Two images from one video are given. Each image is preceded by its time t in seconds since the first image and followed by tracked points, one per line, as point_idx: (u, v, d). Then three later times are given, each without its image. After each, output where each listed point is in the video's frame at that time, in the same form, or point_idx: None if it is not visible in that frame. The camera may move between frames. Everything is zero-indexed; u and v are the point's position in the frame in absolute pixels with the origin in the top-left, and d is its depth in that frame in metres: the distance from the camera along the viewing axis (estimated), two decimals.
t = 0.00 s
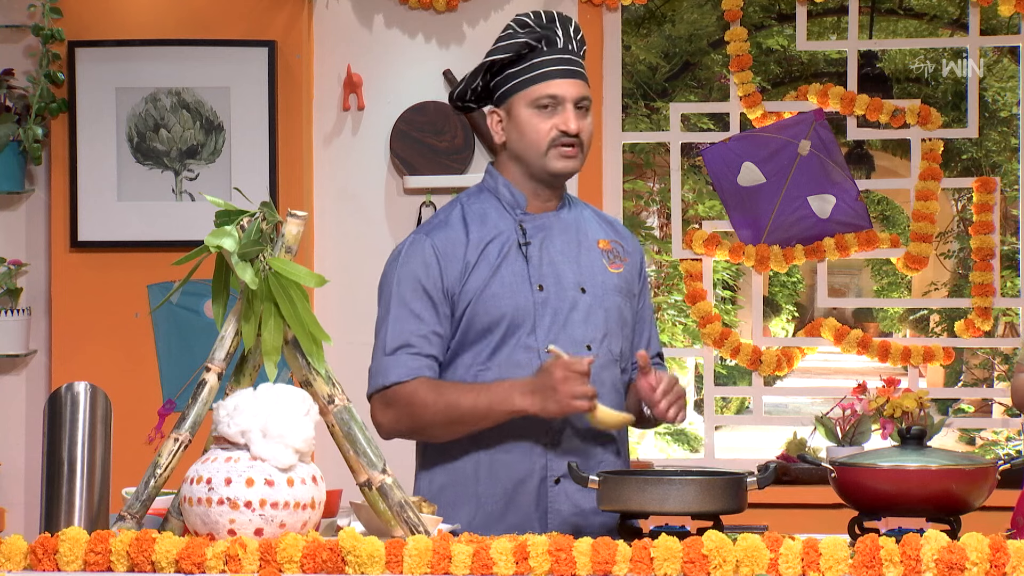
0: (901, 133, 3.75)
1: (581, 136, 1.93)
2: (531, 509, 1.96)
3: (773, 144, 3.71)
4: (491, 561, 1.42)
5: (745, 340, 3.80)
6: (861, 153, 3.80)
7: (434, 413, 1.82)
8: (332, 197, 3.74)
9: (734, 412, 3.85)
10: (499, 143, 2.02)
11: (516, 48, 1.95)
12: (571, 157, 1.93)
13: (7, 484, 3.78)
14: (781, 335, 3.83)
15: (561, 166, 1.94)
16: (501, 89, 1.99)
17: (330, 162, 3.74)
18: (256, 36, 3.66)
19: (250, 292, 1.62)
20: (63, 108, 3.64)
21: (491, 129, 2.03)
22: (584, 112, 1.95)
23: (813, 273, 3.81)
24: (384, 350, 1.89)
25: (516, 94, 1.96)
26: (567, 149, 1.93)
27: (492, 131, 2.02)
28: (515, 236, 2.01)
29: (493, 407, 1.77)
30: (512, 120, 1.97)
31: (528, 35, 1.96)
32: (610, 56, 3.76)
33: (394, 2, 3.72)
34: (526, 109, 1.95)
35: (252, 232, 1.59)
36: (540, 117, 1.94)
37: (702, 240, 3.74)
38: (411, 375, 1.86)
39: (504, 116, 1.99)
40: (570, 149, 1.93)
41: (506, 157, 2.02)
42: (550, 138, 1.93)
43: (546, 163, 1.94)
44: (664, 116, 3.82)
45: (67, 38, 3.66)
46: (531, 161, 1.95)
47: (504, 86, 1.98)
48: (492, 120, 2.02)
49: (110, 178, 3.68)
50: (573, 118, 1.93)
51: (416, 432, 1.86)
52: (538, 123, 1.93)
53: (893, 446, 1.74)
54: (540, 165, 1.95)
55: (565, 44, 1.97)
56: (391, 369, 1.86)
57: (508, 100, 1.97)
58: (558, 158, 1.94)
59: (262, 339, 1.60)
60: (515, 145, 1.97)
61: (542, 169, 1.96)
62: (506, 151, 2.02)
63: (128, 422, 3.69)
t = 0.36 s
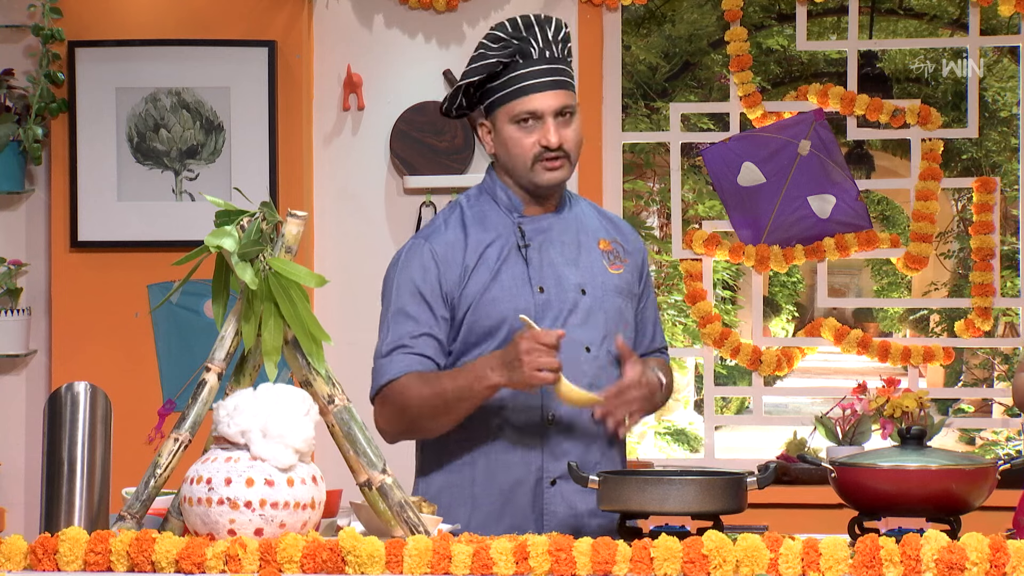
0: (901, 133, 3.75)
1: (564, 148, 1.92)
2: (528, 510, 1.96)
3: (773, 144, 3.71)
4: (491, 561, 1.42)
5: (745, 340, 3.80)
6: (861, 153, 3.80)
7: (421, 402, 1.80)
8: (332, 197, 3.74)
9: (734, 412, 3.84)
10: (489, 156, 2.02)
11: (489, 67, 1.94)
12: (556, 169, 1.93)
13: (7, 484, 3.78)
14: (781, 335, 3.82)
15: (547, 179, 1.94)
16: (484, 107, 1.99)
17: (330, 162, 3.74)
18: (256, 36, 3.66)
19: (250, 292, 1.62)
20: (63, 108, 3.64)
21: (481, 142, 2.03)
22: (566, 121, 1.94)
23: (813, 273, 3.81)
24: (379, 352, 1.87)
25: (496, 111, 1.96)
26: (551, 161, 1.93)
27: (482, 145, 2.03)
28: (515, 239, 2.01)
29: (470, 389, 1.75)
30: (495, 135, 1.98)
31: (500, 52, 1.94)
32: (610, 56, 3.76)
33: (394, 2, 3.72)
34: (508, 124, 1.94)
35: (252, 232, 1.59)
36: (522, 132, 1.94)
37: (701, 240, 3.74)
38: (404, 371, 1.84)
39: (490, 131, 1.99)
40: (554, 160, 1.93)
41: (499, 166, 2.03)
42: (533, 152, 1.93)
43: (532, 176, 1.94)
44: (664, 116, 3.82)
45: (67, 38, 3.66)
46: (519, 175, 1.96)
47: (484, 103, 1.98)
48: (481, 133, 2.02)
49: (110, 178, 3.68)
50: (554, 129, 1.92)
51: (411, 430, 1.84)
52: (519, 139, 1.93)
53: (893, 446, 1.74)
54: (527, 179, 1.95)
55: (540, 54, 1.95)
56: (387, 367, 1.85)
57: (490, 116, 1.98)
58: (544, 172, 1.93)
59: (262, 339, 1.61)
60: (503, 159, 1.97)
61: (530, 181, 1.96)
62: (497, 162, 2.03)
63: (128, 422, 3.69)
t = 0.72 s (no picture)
0: (901, 132, 3.75)
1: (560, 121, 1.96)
2: (528, 510, 1.95)
3: (773, 144, 3.71)
4: (491, 561, 1.42)
5: (745, 340, 3.80)
6: (861, 153, 3.80)
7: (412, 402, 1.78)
8: (332, 197, 3.74)
9: (734, 412, 3.85)
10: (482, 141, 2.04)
11: (489, 37, 2.00)
12: (552, 141, 1.96)
13: (7, 484, 3.78)
14: (781, 335, 3.82)
15: (542, 152, 1.96)
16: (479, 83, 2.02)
17: (330, 162, 3.74)
18: (256, 36, 3.66)
19: (250, 292, 1.62)
20: (63, 108, 3.64)
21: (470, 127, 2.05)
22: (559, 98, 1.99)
23: (813, 273, 3.81)
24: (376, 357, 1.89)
25: (491, 85, 2.00)
26: (548, 135, 1.96)
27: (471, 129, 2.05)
28: (502, 236, 2.01)
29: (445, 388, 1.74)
30: (488, 112, 2.00)
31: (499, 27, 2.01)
32: (610, 56, 3.75)
33: (394, 2, 3.71)
34: (504, 99, 1.98)
35: (252, 232, 1.59)
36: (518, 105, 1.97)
37: (702, 240, 3.74)
38: (398, 378, 1.84)
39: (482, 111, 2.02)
40: (550, 134, 1.96)
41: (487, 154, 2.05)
42: (530, 126, 1.96)
43: (528, 149, 1.96)
44: (664, 116, 3.82)
45: (67, 38, 3.66)
46: (513, 149, 1.98)
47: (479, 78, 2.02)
48: (472, 118, 2.05)
49: (110, 178, 3.68)
50: (553, 104, 1.97)
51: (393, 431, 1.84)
52: (516, 111, 1.97)
53: (893, 446, 1.74)
54: (521, 152, 1.97)
55: (534, 35, 2.01)
56: (380, 374, 1.86)
57: (483, 92, 2.01)
58: (540, 144, 1.96)
59: (263, 339, 1.60)
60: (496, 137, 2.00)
61: (522, 156, 1.97)
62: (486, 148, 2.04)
63: (128, 422, 3.69)
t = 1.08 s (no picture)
0: (901, 133, 3.75)
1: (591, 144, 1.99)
2: (527, 510, 1.95)
3: (773, 144, 3.71)
4: (491, 561, 1.42)
5: (745, 340, 3.80)
6: (861, 153, 3.80)
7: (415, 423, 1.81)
8: (332, 197, 3.74)
9: (734, 412, 3.85)
10: (503, 140, 2.00)
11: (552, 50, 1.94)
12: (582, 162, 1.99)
13: (7, 484, 3.78)
14: (781, 335, 3.82)
15: (569, 170, 1.99)
16: (528, 87, 1.96)
17: (330, 162, 3.74)
18: (256, 36, 3.66)
19: (250, 292, 1.62)
20: (63, 108, 3.64)
21: (495, 123, 2.00)
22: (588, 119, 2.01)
23: (813, 273, 3.81)
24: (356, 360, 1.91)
25: (537, 94, 1.96)
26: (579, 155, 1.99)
27: (496, 126, 1.99)
28: (495, 238, 2.01)
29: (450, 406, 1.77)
30: (524, 119, 1.97)
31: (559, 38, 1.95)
32: (610, 56, 3.76)
33: (394, 2, 3.71)
34: (545, 112, 1.96)
35: (251, 232, 1.59)
36: (557, 121, 1.97)
37: (702, 240, 3.75)
38: (380, 385, 1.88)
39: (517, 113, 1.98)
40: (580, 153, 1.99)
41: (501, 154, 2.02)
42: (564, 144, 1.97)
43: (556, 166, 1.98)
44: (664, 116, 3.82)
45: (67, 38, 3.66)
46: (541, 162, 1.98)
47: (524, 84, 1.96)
48: (497, 114, 1.99)
49: (110, 178, 3.68)
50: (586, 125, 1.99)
51: (381, 441, 1.87)
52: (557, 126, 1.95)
53: (893, 446, 1.74)
54: (549, 167, 1.99)
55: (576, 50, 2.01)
56: (362, 379, 1.89)
57: (524, 98, 1.97)
58: (569, 163, 1.98)
59: (262, 339, 1.60)
60: (526, 144, 1.98)
61: (549, 171, 1.99)
62: (504, 150, 2.01)
63: (128, 422, 3.69)
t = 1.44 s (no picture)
0: (901, 133, 3.75)
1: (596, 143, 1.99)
2: (524, 509, 1.96)
3: (773, 144, 3.71)
4: (491, 561, 1.42)
5: (745, 340, 3.80)
6: (861, 153, 3.80)
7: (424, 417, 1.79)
8: (332, 197, 3.74)
9: (734, 412, 3.85)
10: (507, 145, 2.00)
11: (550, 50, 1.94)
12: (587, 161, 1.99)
13: (7, 484, 3.78)
14: (781, 335, 3.82)
15: (575, 170, 1.99)
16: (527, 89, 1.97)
17: (330, 162, 3.74)
18: (256, 36, 3.66)
19: (250, 292, 1.62)
20: (63, 108, 3.64)
21: (499, 129, 2.00)
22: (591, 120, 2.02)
23: (813, 273, 3.81)
24: (366, 355, 1.89)
25: (539, 95, 1.96)
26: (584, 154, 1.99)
27: (500, 131, 1.99)
28: (498, 237, 2.01)
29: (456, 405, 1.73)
30: (529, 120, 1.97)
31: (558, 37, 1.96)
32: (610, 56, 3.76)
33: (394, 2, 3.72)
34: (548, 113, 1.96)
35: (252, 232, 1.59)
36: (559, 121, 1.97)
37: (702, 240, 3.75)
38: (393, 379, 1.85)
39: (520, 116, 1.98)
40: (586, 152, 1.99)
41: (508, 158, 2.02)
42: (569, 143, 1.97)
43: (563, 167, 1.98)
44: (664, 116, 3.82)
45: (67, 38, 3.66)
46: (547, 164, 1.98)
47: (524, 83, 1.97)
48: (501, 119, 1.99)
49: (110, 178, 3.68)
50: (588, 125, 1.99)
51: (388, 435, 1.85)
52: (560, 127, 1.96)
53: (893, 446, 1.74)
54: (555, 168, 1.99)
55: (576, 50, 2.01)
56: (372, 372, 1.86)
57: (526, 99, 1.97)
58: (575, 162, 1.98)
59: (262, 339, 1.60)
60: (530, 147, 1.98)
61: (555, 172, 2.00)
62: (510, 152, 2.01)
63: (128, 422, 3.69)
